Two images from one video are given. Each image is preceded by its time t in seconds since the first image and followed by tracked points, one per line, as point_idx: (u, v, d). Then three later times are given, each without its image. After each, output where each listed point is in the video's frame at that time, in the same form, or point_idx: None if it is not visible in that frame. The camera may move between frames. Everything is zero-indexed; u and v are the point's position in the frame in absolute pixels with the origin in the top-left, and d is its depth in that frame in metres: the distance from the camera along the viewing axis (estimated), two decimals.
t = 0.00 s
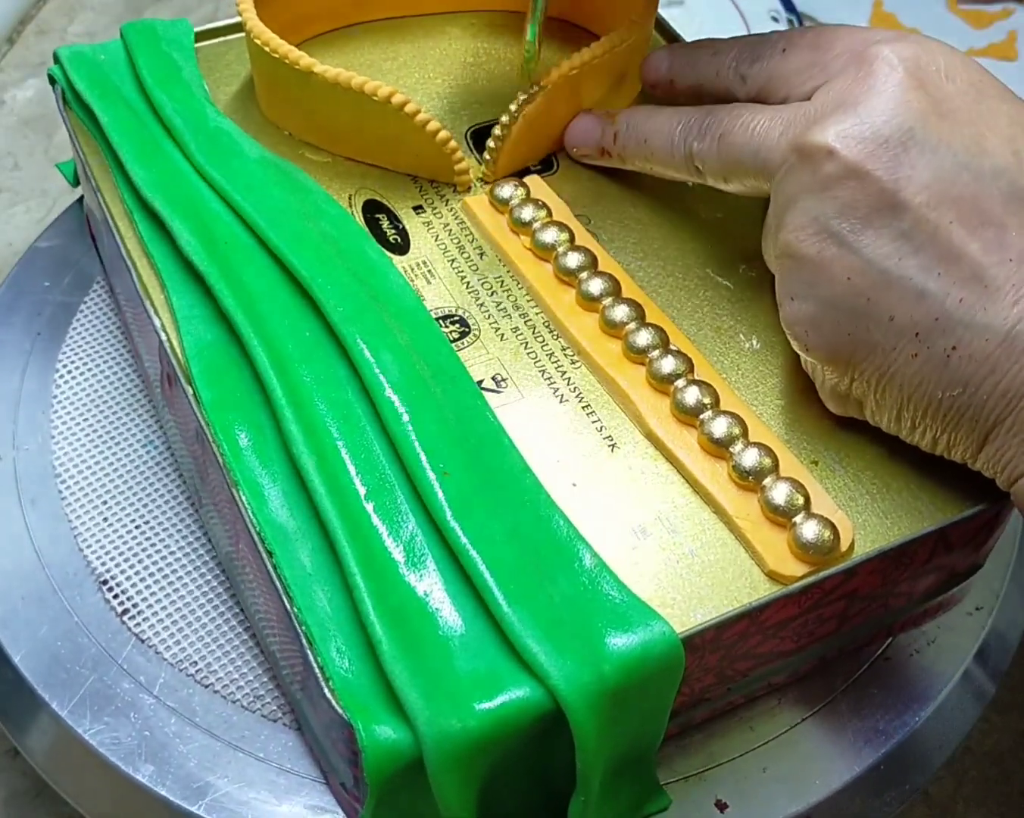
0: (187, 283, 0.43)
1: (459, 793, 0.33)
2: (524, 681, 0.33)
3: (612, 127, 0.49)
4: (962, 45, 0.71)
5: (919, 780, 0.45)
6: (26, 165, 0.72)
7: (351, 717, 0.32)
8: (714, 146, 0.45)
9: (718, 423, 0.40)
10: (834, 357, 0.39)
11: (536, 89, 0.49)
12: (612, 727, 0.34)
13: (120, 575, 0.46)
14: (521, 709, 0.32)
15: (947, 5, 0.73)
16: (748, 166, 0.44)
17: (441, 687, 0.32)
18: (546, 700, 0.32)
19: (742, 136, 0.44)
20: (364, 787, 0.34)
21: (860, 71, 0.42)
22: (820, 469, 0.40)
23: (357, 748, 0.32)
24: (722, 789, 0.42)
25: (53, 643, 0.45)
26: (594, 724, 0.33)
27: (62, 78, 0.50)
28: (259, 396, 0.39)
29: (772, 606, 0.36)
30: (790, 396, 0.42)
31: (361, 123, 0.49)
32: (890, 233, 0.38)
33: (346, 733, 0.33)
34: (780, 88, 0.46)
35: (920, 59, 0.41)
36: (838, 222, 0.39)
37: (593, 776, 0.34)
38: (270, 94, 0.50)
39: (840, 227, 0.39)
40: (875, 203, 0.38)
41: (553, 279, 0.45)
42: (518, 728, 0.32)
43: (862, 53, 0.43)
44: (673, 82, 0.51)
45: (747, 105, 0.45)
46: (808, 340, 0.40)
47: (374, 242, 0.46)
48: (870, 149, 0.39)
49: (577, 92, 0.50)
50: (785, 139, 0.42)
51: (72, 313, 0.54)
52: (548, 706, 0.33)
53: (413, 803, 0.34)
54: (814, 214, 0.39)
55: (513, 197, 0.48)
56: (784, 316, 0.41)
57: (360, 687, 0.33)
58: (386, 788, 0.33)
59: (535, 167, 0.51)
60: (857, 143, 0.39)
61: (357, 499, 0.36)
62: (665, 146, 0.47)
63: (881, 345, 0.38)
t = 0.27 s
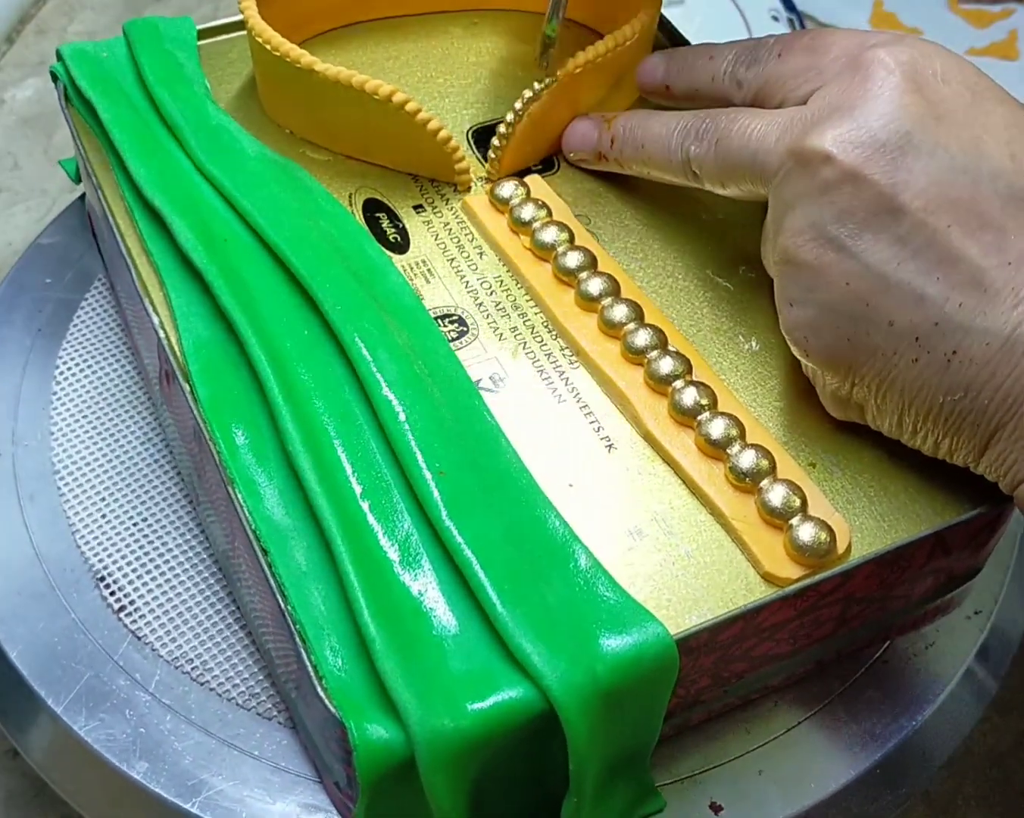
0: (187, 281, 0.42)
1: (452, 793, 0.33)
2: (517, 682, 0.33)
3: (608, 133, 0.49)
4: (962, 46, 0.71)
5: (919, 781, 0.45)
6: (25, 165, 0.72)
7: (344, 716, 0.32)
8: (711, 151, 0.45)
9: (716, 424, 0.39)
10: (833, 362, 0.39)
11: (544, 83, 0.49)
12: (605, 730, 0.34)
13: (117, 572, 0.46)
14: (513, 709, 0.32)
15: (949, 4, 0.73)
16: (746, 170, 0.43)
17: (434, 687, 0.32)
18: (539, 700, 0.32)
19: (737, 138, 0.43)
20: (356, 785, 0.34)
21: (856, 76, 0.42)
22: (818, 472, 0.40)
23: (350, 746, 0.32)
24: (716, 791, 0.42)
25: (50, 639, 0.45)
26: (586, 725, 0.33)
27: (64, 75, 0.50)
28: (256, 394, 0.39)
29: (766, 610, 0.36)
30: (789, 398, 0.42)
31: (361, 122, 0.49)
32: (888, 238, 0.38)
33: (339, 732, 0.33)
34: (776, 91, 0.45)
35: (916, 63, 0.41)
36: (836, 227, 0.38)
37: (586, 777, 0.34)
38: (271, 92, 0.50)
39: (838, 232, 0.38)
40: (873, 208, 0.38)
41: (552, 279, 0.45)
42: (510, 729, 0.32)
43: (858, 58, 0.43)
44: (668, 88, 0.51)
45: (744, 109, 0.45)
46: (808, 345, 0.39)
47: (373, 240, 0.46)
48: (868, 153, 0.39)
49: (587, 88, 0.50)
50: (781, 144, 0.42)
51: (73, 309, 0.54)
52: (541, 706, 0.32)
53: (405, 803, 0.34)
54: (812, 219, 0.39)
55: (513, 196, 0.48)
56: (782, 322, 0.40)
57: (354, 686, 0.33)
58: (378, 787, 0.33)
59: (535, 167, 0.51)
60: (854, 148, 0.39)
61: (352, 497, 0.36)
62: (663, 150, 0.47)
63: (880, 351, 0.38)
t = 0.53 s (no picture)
0: (187, 275, 0.43)
1: (428, 793, 0.33)
2: (497, 682, 0.33)
3: (603, 141, 0.49)
4: (962, 47, 0.71)
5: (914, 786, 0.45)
6: (26, 165, 0.72)
7: (322, 709, 0.32)
8: (704, 160, 0.45)
9: (706, 428, 0.39)
10: (828, 373, 0.39)
11: (550, 82, 0.49)
12: (582, 734, 0.34)
13: (112, 563, 0.46)
14: (492, 709, 0.32)
15: (949, 4, 0.73)
16: (739, 181, 0.43)
17: (414, 684, 0.32)
18: (519, 700, 0.32)
19: (732, 148, 0.43)
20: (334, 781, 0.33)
21: (847, 87, 0.42)
22: (808, 479, 0.40)
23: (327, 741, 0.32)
24: (701, 797, 0.42)
25: (43, 627, 0.45)
26: (564, 727, 0.33)
27: (72, 69, 0.50)
28: (250, 389, 0.39)
29: (751, 615, 0.36)
30: (782, 404, 0.42)
31: (364, 120, 0.49)
32: (882, 252, 0.38)
33: (318, 727, 0.33)
34: (769, 103, 0.45)
35: (907, 73, 0.41)
36: (829, 240, 0.38)
37: (566, 778, 0.34)
38: (278, 89, 0.51)
39: (832, 245, 0.38)
40: (867, 220, 0.38)
41: (549, 281, 0.45)
42: (489, 728, 0.32)
43: (850, 69, 0.43)
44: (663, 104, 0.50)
45: (737, 119, 0.45)
46: (802, 357, 0.40)
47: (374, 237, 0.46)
48: (861, 166, 0.38)
49: (592, 90, 0.51)
50: (772, 158, 0.41)
51: (78, 302, 0.54)
52: (520, 706, 0.32)
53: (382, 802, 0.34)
54: (805, 233, 0.39)
55: (515, 196, 0.48)
56: (778, 334, 0.40)
57: (334, 681, 0.33)
58: (353, 784, 0.32)
59: (537, 168, 0.51)
60: (847, 160, 0.39)
61: (341, 494, 0.36)
62: (656, 160, 0.47)
63: (875, 364, 0.38)
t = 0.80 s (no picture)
0: (187, 269, 0.43)
1: (405, 791, 0.33)
2: (477, 681, 0.32)
3: (610, 137, 0.49)
4: (962, 47, 0.71)
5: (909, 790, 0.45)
6: (26, 165, 0.72)
7: (301, 705, 0.32)
8: (708, 160, 0.44)
9: (698, 433, 0.39)
10: (830, 386, 0.39)
11: (555, 83, 0.49)
12: (560, 735, 0.33)
13: (107, 553, 0.46)
14: (470, 709, 0.32)
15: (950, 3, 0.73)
16: (741, 181, 0.43)
17: (393, 681, 0.32)
18: (498, 700, 0.32)
19: (738, 148, 0.43)
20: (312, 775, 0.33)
21: (851, 99, 0.41)
22: (799, 485, 0.40)
23: (305, 735, 0.32)
24: (683, 803, 0.42)
25: (36, 615, 0.46)
26: (543, 727, 0.32)
27: (81, 60, 0.50)
28: (243, 384, 0.39)
29: (737, 620, 0.36)
30: (774, 408, 0.42)
31: (368, 117, 0.49)
32: (888, 265, 0.38)
33: (297, 721, 0.33)
34: (772, 113, 0.45)
35: (913, 84, 0.41)
36: (832, 251, 0.38)
37: (548, 778, 0.34)
38: (285, 85, 0.51)
39: (835, 256, 0.38)
40: (872, 232, 0.38)
41: (546, 282, 0.45)
42: (467, 728, 0.32)
43: (853, 80, 0.42)
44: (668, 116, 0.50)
45: (744, 122, 0.45)
46: (805, 367, 0.39)
47: (373, 234, 0.46)
48: (867, 176, 0.38)
49: (597, 91, 0.51)
50: (777, 162, 0.41)
51: (82, 293, 0.54)
52: (499, 707, 0.32)
53: (359, 801, 0.34)
54: (810, 243, 0.39)
55: (516, 196, 0.48)
56: (781, 344, 0.40)
57: (315, 676, 0.33)
58: (328, 780, 0.32)
59: (541, 167, 0.51)
60: (853, 171, 0.39)
61: (330, 490, 0.36)
62: (658, 158, 0.47)
63: (879, 377, 0.37)
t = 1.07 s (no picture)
0: (188, 269, 0.43)
1: (407, 792, 0.33)
2: (479, 681, 0.32)
3: (638, 96, 0.49)
4: (963, 47, 0.71)
5: (910, 788, 0.45)
6: (26, 165, 0.72)
7: (303, 705, 0.32)
8: (735, 128, 0.44)
9: (699, 433, 0.39)
10: (843, 375, 0.39)
11: (555, 82, 0.50)
12: (563, 735, 0.33)
13: (107, 554, 0.46)
14: (472, 709, 0.32)
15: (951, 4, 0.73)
16: (769, 155, 0.42)
17: (395, 682, 0.32)
18: (500, 700, 0.32)
19: (762, 123, 0.43)
20: (314, 776, 0.33)
21: (890, 83, 0.41)
22: (801, 485, 0.40)
23: (307, 736, 0.32)
24: (684, 802, 0.42)
25: (37, 616, 0.46)
26: (545, 727, 0.32)
27: (80, 61, 0.50)
28: (245, 385, 0.39)
29: (739, 619, 0.36)
30: (776, 408, 0.42)
31: (367, 117, 0.49)
32: (914, 251, 0.38)
33: (300, 721, 0.33)
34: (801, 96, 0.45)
35: (952, 77, 0.41)
36: (861, 236, 0.38)
37: (551, 778, 0.34)
38: (284, 85, 0.51)
39: (861, 240, 0.38)
40: (901, 218, 0.38)
41: (547, 281, 0.45)
42: (469, 728, 0.32)
43: (893, 67, 0.42)
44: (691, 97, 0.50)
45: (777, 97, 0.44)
46: (820, 353, 0.39)
47: (374, 235, 0.46)
48: (902, 163, 0.38)
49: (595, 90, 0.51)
50: (809, 141, 0.41)
51: (82, 294, 0.54)
52: (501, 706, 0.32)
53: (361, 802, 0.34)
54: (837, 226, 0.39)
55: (516, 196, 0.48)
56: (799, 327, 0.40)
57: (317, 676, 0.33)
58: (330, 780, 0.32)
59: (541, 168, 0.51)
60: (888, 158, 0.39)
61: (331, 490, 0.36)
62: (685, 124, 0.47)
63: (897, 362, 0.37)
